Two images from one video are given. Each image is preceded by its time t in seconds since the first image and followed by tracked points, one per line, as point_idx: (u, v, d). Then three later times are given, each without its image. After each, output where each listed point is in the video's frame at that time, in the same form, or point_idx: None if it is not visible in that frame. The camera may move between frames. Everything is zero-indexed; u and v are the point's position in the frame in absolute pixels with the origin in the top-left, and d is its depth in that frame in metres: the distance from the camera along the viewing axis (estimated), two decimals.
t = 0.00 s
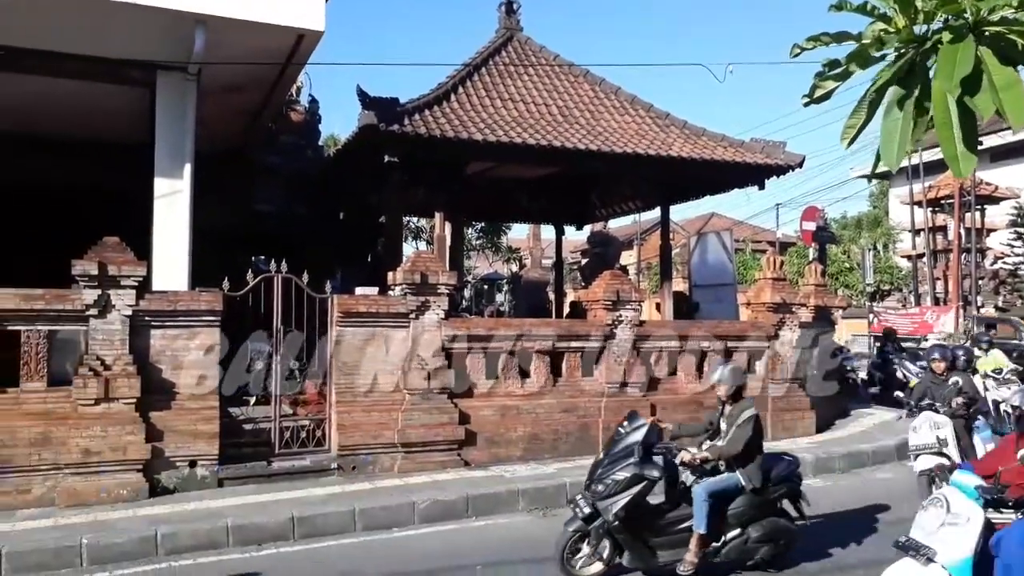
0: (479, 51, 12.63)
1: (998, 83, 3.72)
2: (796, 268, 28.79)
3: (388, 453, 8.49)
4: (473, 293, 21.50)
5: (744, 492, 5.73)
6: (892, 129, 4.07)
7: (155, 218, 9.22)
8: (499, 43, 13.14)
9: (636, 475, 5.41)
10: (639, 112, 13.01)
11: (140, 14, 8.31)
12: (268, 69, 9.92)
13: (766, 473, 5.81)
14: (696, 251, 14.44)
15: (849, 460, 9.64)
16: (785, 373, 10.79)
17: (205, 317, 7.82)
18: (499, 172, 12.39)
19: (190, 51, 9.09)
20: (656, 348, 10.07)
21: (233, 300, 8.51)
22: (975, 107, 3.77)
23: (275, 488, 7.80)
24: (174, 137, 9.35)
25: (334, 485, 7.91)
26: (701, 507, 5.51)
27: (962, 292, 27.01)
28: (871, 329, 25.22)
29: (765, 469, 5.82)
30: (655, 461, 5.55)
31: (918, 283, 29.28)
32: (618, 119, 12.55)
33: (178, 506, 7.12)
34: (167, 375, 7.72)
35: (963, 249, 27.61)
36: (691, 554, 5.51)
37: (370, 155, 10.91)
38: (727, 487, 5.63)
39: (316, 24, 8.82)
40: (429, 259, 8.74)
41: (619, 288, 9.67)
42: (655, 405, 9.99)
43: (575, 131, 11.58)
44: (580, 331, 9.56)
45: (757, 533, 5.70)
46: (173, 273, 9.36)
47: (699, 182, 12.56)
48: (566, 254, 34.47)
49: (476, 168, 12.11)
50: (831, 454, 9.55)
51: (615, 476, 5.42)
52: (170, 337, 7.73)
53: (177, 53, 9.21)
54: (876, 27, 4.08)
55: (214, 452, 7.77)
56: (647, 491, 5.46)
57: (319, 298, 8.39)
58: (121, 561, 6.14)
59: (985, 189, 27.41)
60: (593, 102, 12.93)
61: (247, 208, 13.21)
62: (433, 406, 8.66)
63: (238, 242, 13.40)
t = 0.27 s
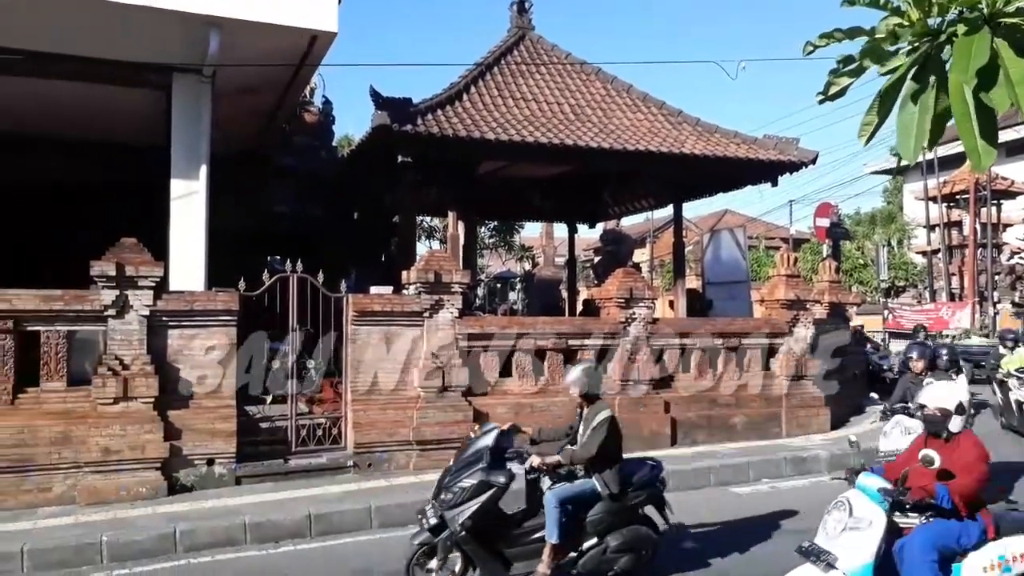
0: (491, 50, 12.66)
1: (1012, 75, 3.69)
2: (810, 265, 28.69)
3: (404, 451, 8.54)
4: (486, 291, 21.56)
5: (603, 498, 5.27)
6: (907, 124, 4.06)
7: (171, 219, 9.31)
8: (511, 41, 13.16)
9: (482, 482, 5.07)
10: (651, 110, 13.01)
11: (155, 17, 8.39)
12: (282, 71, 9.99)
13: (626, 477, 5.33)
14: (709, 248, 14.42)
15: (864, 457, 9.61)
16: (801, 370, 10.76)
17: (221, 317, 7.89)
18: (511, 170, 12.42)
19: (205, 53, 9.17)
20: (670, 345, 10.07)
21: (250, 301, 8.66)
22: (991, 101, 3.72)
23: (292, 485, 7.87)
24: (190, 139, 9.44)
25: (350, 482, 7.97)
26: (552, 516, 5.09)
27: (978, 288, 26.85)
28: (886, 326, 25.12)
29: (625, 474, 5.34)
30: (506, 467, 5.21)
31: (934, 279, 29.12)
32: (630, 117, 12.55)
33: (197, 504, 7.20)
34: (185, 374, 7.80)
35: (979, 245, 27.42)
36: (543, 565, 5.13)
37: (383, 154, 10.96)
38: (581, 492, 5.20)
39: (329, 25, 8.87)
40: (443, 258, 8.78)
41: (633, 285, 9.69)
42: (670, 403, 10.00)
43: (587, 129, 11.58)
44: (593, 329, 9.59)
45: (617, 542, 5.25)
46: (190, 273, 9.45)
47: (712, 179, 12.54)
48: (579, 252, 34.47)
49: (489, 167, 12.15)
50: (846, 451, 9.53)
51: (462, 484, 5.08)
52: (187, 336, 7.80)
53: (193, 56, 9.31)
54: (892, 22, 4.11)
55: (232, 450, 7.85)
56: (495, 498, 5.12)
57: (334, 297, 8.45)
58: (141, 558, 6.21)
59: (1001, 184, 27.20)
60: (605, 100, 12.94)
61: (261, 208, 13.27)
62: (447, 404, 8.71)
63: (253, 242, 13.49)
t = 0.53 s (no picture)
0: (510, 43, 12.62)
1: None
2: (832, 260, 28.43)
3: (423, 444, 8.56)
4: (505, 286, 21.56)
5: (443, 504, 4.97)
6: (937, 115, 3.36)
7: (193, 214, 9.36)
8: (531, 34, 13.11)
9: (301, 491, 4.66)
10: (671, 103, 12.90)
11: (176, 12, 8.42)
12: (302, 65, 10.00)
13: (465, 482, 5.03)
14: (731, 242, 14.31)
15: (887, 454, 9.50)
16: (823, 366, 10.65)
17: (242, 311, 7.93)
18: (530, 164, 12.38)
19: (225, 48, 9.21)
20: (690, 340, 10.00)
21: (270, 293, 8.57)
22: None
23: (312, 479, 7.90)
24: (211, 133, 9.48)
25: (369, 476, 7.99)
26: (380, 524, 4.83)
27: (1003, 284, 26.46)
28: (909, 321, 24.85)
29: (465, 477, 5.03)
30: (332, 472, 4.81)
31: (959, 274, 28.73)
32: (650, 110, 12.46)
33: (218, 496, 7.25)
34: (206, 368, 7.85)
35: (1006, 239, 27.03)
36: None
37: (402, 148, 10.97)
38: (413, 498, 4.92)
39: (348, 19, 8.86)
40: (462, 252, 8.77)
41: (653, 280, 9.63)
42: (690, 398, 9.93)
43: (606, 122, 11.51)
44: (613, 324, 9.54)
45: (457, 551, 4.94)
46: (211, 267, 9.51)
47: (733, 173, 12.42)
48: (598, 247, 34.38)
49: (508, 161, 12.11)
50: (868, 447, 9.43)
51: (281, 493, 4.66)
52: (209, 330, 7.84)
53: (213, 50, 9.35)
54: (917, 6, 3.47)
55: (252, 443, 7.89)
56: (317, 507, 4.71)
57: (354, 291, 8.46)
58: (163, 549, 6.27)
59: None
60: (626, 93, 12.85)
61: (281, 202, 13.30)
62: (466, 399, 8.70)
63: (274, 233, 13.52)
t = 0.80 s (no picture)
0: (527, 43, 12.61)
1: None
2: (851, 259, 28.20)
3: (439, 444, 8.57)
4: (520, 285, 21.56)
5: (246, 521, 4.52)
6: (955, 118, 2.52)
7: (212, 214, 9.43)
8: (547, 34, 13.10)
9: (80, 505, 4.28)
10: (689, 101, 12.84)
11: (194, 13, 8.47)
12: (319, 65, 10.04)
13: (275, 497, 4.62)
14: (748, 241, 14.25)
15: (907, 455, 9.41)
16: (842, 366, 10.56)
17: (260, 310, 7.98)
18: (547, 164, 12.37)
19: (243, 49, 9.27)
20: (708, 340, 9.94)
21: (288, 294, 8.59)
22: None
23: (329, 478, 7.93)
24: (229, 134, 9.55)
25: (386, 476, 8.01)
26: (164, 543, 4.37)
27: None
28: (930, 321, 24.60)
29: (273, 492, 4.62)
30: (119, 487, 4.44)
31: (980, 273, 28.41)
32: (667, 109, 12.41)
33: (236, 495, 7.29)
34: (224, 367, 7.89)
35: None
36: None
37: (418, 149, 10.99)
38: (214, 514, 4.49)
39: (365, 20, 8.88)
40: (478, 252, 8.77)
41: (670, 279, 9.60)
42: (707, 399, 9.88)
43: (623, 122, 11.48)
44: (630, 324, 9.50)
45: None
46: (229, 267, 9.57)
47: (751, 171, 12.34)
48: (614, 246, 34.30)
49: (524, 161, 12.11)
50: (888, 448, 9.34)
51: (57, 509, 4.27)
52: (227, 329, 7.89)
53: (231, 51, 9.41)
54: None
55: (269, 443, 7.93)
56: (100, 523, 4.32)
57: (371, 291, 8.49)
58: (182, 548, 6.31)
59: None
60: (643, 91, 12.81)
61: (299, 203, 13.32)
62: (482, 399, 8.70)
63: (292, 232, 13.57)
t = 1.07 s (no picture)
0: (540, 41, 12.59)
1: None
2: (868, 257, 27.97)
3: (453, 443, 8.58)
4: (534, 284, 21.54)
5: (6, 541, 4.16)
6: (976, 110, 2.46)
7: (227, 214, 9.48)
8: (560, 32, 13.07)
9: None
10: (703, 99, 12.78)
11: (208, 14, 8.52)
12: (333, 65, 10.07)
13: (39, 514, 4.26)
14: (764, 239, 14.17)
15: (925, 455, 9.33)
16: (859, 366, 10.47)
17: (275, 310, 8.01)
18: (560, 162, 12.34)
19: (258, 49, 9.31)
20: (723, 339, 9.89)
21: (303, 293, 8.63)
22: None
23: (344, 476, 7.96)
24: (244, 134, 9.59)
25: (401, 474, 8.03)
26: None
27: None
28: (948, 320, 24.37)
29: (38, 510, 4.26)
30: None
31: (999, 271, 28.10)
32: (681, 107, 12.35)
33: (252, 493, 7.33)
34: (240, 366, 7.93)
35: None
36: None
37: (432, 148, 11.01)
38: None
39: (379, 20, 8.89)
40: (491, 251, 8.76)
41: (684, 278, 9.56)
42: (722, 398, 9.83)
43: (636, 120, 11.43)
44: (644, 323, 9.47)
45: None
46: (245, 266, 9.61)
47: (766, 169, 12.27)
48: (629, 245, 34.21)
49: (538, 160, 12.09)
50: (906, 448, 9.27)
51: None
52: (243, 328, 7.93)
53: (246, 51, 9.45)
54: None
55: (285, 441, 7.97)
56: None
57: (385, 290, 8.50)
58: (199, 546, 6.35)
59: None
60: (656, 89, 12.76)
61: (314, 202, 13.39)
62: (496, 398, 8.70)
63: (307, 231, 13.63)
